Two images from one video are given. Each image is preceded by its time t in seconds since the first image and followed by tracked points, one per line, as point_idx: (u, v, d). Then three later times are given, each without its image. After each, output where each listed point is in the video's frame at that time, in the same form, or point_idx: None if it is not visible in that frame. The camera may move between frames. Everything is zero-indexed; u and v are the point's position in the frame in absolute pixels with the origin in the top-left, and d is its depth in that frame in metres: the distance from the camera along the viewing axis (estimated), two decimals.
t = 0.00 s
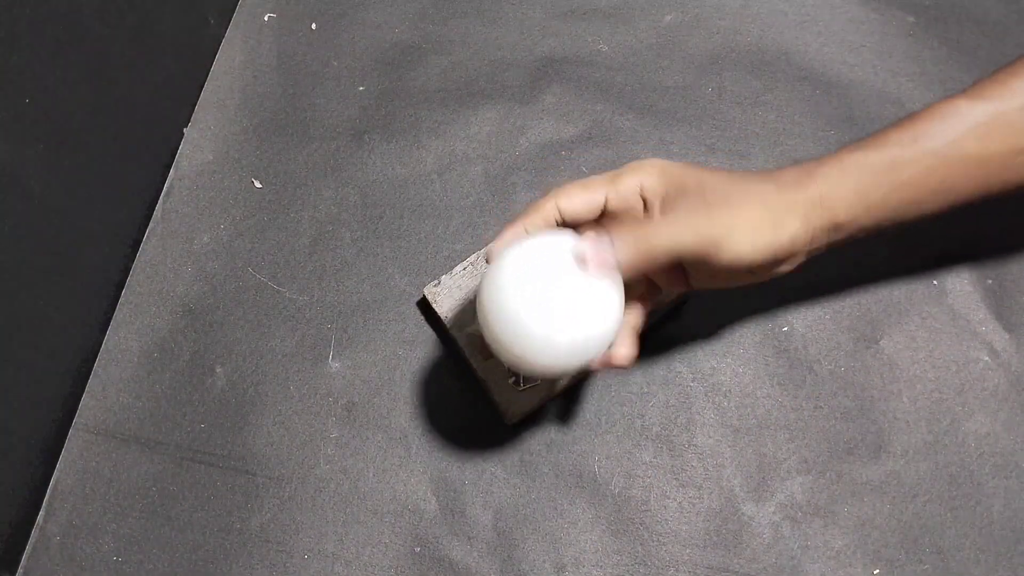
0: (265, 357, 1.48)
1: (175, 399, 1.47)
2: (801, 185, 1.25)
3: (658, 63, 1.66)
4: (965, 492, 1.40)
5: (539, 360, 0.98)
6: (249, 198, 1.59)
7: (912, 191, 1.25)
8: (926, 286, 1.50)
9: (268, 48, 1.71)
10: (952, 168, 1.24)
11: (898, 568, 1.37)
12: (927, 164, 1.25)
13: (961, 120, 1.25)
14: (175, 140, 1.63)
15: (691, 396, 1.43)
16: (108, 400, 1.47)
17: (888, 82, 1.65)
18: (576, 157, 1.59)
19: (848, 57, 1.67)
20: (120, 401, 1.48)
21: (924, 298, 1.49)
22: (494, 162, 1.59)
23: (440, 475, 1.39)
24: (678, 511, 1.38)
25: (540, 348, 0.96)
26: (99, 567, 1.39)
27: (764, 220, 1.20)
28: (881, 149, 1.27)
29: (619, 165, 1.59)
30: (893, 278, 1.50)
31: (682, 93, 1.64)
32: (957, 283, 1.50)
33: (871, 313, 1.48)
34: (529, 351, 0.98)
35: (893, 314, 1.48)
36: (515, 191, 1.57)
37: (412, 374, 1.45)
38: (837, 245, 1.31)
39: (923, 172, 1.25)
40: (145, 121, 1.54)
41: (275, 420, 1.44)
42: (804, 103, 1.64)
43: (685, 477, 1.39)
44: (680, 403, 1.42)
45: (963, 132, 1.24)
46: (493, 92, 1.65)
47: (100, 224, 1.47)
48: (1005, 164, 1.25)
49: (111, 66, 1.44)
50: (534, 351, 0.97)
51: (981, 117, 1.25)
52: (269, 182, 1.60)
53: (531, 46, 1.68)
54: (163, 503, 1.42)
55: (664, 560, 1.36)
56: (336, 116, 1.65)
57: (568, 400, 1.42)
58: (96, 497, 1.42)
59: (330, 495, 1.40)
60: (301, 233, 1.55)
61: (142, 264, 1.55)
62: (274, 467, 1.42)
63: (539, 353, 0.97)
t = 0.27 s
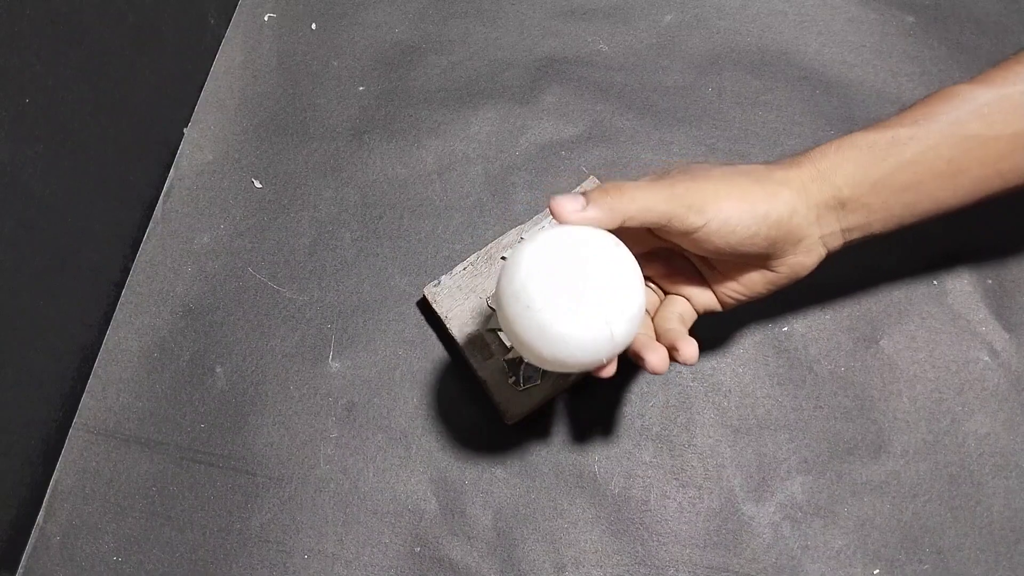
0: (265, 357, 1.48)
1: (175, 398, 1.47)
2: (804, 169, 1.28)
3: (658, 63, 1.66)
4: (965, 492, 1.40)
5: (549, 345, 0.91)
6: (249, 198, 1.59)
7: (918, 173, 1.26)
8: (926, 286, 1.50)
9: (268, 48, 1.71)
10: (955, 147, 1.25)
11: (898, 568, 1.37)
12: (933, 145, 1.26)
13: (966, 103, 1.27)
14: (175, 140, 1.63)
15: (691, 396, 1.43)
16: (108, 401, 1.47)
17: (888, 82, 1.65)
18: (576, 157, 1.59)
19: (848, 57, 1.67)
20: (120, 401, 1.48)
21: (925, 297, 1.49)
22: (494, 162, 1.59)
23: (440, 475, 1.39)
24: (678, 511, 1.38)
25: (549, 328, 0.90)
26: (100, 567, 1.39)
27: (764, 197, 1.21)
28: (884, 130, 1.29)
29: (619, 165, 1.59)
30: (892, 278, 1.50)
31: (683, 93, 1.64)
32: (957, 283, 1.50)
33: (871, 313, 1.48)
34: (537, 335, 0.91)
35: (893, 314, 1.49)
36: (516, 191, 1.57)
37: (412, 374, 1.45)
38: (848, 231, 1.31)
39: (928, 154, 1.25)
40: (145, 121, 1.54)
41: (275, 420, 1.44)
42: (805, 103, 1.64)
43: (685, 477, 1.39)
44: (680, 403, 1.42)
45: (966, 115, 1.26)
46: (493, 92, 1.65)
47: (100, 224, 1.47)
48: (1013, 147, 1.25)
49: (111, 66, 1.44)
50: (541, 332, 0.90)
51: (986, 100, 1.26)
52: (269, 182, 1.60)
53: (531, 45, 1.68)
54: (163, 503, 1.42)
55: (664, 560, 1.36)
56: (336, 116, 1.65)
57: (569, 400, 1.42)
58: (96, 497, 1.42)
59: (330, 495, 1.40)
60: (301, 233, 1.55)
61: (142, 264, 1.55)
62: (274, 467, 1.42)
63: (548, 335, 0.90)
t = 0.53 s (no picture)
0: (265, 357, 1.48)
1: (175, 398, 1.47)
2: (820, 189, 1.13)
3: (658, 63, 1.66)
4: (965, 492, 1.40)
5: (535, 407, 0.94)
6: (249, 198, 1.59)
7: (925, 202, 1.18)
8: (926, 285, 1.49)
9: (268, 48, 1.71)
10: (965, 161, 1.16)
11: (898, 568, 1.37)
12: (945, 160, 1.16)
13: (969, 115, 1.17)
14: (175, 140, 1.63)
15: (690, 396, 1.43)
16: (108, 401, 1.48)
17: (888, 82, 1.65)
18: (576, 157, 1.59)
19: (848, 57, 1.67)
20: (120, 401, 1.48)
21: (925, 297, 1.49)
22: (494, 162, 1.59)
23: (440, 476, 1.39)
24: (678, 511, 1.38)
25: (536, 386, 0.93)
26: (100, 567, 1.39)
27: (765, 231, 1.10)
28: (904, 147, 1.16)
29: (619, 165, 1.59)
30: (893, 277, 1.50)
31: (683, 93, 1.64)
32: (957, 283, 1.50)
33: (871, 313, 1.48)
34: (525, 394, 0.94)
35: (894, 314, 1.48)
36: (516, 191, 1.57)
37: (412, 374, 1.45)
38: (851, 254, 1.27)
39: (943, 170, 1.16)
40: (145, 121, 1.54)
41: (275, 420, 1.44)
42: (805, 103, 1.64)
43: (685, 477, 1.39)
44: (680, 403, 1.42)
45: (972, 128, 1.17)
46: (493, 92, 1.65)
47: (100, 225, 1.47)
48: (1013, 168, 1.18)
49: (111, 67, 1.44)
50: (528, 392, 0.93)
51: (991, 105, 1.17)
52: (268, 182, 1.60)
53: (531, 45, 1.68)
54: (162, 503, 1.42)
55: (664, 560, 1.36)
56: (336, 116, 1.65)
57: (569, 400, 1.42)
58: (96, 497, 1.42)
59: (330, 495, 1.40)
60: (301, 233, 1.55)
61: (141, 264, 1.56)
62: (274, 467, 1.42)
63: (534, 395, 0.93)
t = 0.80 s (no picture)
0: (265, 357, 1.48)
1: (175, 398, 1.47)
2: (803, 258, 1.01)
3: (658, 63, 1.66)
4: (965, 492, 1.40)
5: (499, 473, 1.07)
6: (249, 198, 1.59)
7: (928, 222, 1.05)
8: (926, 285, 1.49)
9: (268, 48, 1.71)
10: (953, 206, 1.01)
11: (898, 568, 1.37)
12: (928, 207, 1.01)
13: (924, 157, 0.99)
14: (175, 141, 1.64)
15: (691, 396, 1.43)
16: (108, 400, 1.48)
17: (888, 82, 1.65)
18: (576, 157, 1.59)
19: (848, 57, 1.67)
20: (120, 401, 1.48)
21: (925, 297, 1.49)
22: (494, 162, 1.59)
23: (441, 476, 1.39)
24: (678, 511, 1.38)
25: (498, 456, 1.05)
26: (100, 568, 1.39)
27: (737, 316, 1.02)
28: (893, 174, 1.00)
29: (619, 165, 1.59)
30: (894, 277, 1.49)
31: (682, 93, 1.64)
32: (957, 283, 1.50)
33: (871, 313, 1.48)
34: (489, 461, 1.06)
35: (894, 314, 1.48)
36: (515, 191, 1.57)
37: (412, 374, 1.45)
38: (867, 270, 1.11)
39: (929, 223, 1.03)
40: (145, 121, 1.55)
41: (275, 420, 1.44)
42: (805, 103, 1.64)
43: (685, 477, 1.39)
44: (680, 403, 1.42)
45: (941, 177, 0.99)
46: (492, 92, 1.65)
47: (100, 225, 1.47)
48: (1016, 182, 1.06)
49: (111, 67, 1.44)
50: (491, 461, 1.06)
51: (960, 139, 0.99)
52: (269, 182, 1.60)
53: (531, 45, 1.68)
54: (162, 503, 1.42)
55: (664, 560, 1.36)
56: (336, 116, 1.65)
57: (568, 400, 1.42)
58: (96, 497, 1.42)
59: (330, 495, 1.40)
60: (301, 233, 1.56)
61: (142, 264, 1.56)
62: (274, 467, 1.42)
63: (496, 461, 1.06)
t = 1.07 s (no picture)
0: (265, 357, 1.48)
1: (175, 399, 1.47)
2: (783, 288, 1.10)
3: (658, 63, 1.66)
4: (965, 492, 1.40)
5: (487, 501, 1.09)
6: (249, 198, 1.59)
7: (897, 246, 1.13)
8: (926, 285, 1.49)
9: (268, 49, 1.71)
10: (922, 229, 1.10)
11: (898, 568, 1.36)
12: (901, 233, 1.10)
13: (895, 187, 1.08)
14: (175, 141, 1.64)
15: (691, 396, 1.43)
16: (108, 400, 1.48)
17: (888, 82, 1.65)
18: (576, 157, 1.59)
19: (848, 57, 1.67)
20: (120, 401, 1.48)
21: (925, 298, 1.49)
22: (494, 162, 1.59)
23: (441, 476, 1.39)
24: (678, 511, 1.38)
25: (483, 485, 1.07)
26: (99, 568, 1.38)
27: (720, 343, 1.10)
28: (862, 203, 1.09)
29: (620, 165, 1.59)
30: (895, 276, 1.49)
31: (683, 93, 1.64)
32: (957, 283, 1.50)
33: (871, 313, 1.48)
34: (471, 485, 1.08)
35: (893, 314, 1.49)
36: (515, 191, 1.57)
37: (412, 375, 1.45)
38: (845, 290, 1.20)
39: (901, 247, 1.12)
40: (145, 122, 1.55)
41: (275, 420, 1.44)
42: (805, 103, 1.64)
43: (685, 477, 1.39)
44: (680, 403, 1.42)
45: (912, 206, 1.08)
46: (492, 92, 1.65)
47: (100, 225, 1.47)
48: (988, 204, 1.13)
49: (112, 67, 1.44)
50: (474, 482, 1.07)
51: (928, 170, 1.08)
52: (269, 182, 1.60)
53: (531, 46, 1.68)
54: (162, 503, 1.42)
55: (664, 560, 1.35)
56: (336, 116, 1.65)
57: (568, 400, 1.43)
58: (96, 497, 1.42)
59: (330, 495, 1.40)
60: (301, 233, 1.56)
61: (142, 264, 1.56)
62: (274, 467, 1.42)
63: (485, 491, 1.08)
